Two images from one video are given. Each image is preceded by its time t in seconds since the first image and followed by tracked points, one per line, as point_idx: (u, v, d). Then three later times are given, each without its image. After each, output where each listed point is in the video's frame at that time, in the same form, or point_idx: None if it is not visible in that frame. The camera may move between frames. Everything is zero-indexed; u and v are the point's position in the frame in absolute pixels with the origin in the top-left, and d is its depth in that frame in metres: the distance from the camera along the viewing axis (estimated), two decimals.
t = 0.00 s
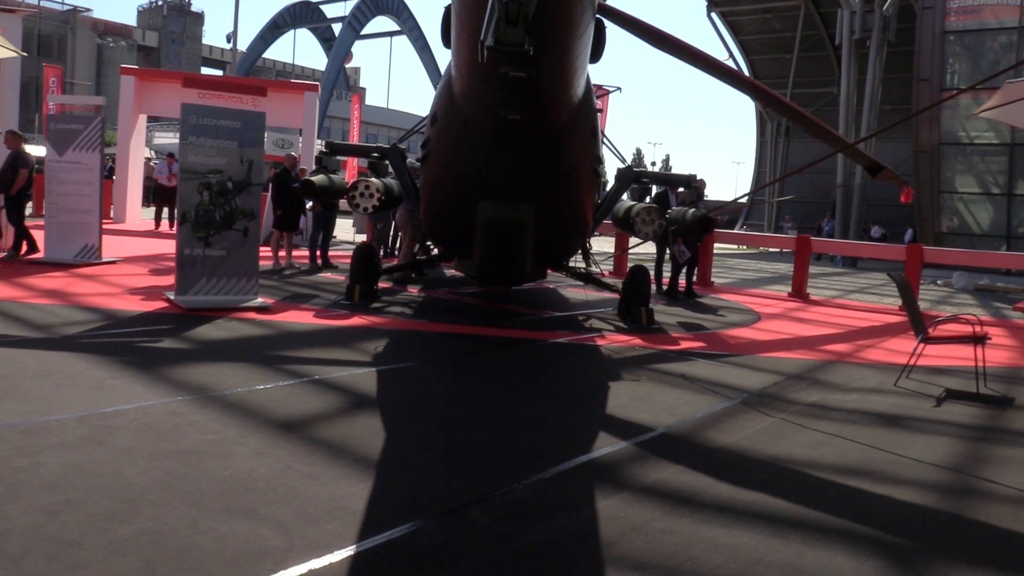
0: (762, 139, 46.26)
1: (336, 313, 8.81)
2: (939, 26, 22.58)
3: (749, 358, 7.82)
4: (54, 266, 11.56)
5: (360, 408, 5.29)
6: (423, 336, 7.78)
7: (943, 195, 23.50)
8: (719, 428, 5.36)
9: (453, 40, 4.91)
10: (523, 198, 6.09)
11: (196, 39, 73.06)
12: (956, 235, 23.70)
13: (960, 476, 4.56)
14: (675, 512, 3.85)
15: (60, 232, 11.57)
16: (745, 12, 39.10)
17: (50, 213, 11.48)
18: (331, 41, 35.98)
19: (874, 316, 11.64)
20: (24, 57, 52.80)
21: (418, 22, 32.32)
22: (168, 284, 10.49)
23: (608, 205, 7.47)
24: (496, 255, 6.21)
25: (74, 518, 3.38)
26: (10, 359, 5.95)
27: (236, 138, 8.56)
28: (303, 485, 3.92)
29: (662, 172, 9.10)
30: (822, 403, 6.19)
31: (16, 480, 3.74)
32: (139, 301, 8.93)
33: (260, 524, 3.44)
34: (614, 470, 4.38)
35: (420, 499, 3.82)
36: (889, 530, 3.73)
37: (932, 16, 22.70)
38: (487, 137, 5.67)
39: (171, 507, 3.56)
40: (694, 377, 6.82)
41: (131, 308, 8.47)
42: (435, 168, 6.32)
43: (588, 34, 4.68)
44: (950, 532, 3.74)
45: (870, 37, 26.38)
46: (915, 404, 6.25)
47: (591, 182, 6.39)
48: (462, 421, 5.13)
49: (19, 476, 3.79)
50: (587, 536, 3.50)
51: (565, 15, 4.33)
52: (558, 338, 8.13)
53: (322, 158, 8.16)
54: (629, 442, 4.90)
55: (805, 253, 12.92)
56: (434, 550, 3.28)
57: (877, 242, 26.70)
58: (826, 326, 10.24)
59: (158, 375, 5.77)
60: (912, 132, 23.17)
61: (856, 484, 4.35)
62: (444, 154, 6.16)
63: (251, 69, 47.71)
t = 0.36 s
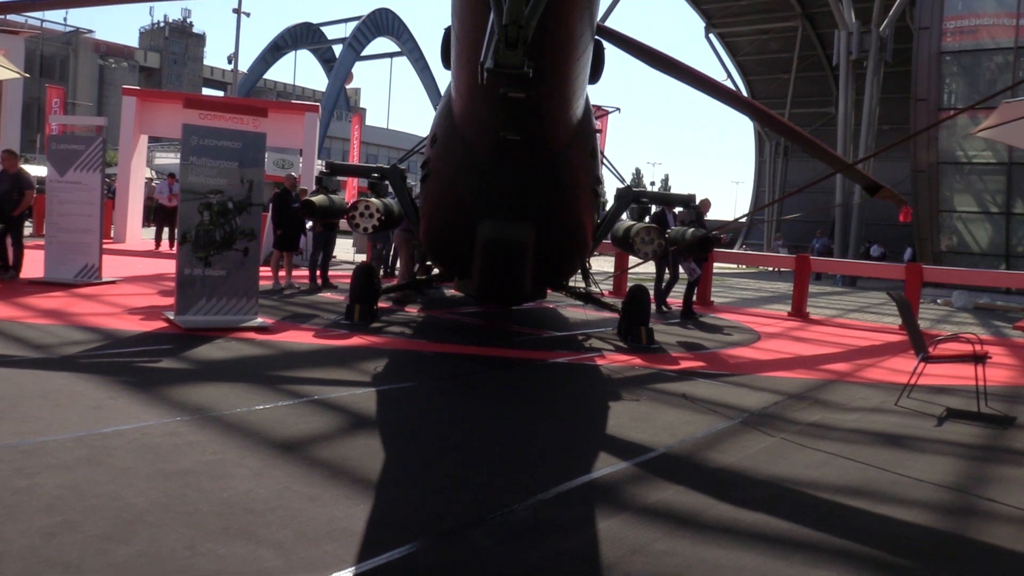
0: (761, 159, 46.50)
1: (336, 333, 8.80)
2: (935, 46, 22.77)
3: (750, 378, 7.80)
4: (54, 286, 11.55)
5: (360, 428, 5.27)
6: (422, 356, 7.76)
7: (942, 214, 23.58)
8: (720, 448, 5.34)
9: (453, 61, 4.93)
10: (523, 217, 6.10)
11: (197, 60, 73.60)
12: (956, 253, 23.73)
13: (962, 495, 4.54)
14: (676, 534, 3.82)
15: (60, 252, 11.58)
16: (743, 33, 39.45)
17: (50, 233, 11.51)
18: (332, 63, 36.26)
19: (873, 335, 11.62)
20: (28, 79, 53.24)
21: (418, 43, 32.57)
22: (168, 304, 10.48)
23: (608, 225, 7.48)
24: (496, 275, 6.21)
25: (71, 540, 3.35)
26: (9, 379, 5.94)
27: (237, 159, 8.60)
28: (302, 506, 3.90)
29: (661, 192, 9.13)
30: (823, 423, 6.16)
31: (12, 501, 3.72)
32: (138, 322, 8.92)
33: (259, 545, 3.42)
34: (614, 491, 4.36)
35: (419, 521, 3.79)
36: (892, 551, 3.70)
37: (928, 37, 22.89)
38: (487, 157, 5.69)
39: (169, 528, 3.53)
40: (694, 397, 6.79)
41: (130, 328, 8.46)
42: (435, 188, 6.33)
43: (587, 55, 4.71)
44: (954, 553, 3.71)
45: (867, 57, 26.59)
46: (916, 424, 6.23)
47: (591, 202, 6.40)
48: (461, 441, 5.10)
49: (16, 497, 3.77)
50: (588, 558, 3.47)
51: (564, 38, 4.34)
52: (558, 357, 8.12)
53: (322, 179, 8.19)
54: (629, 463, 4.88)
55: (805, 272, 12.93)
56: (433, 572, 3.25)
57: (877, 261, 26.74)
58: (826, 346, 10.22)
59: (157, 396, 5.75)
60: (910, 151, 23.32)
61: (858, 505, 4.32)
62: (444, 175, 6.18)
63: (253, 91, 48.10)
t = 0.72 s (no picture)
0: (760, 180, 46.71)
1: (335, 354, 8.78)
2: (932, 68, 22.97)
3: (750, 399, 7.78)
4: (54, 307, 11.55)
5: (359, 450, 5.25)
6: (422, 378, 7.75)
7: (940, 235, 23.65)
8: (720, 469, 5.31)
9: (452, 84, 4.95)
10: (523, 238, 6.12)
11: (198, 82, 74.17)
12: (955, 274, 23.75)
13: (964, 517, 4.51)
14: (677, 556, 3.79)
15: (60, 273, 11.59)
16: (741, 56, 39.81)
17: (50, 254, 11.53)
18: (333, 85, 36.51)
19: (873, 356, 11.61)
20: (30, 101, 53.59)
21: (418, 66, 32.81)
22: (167, 326, 10.47)
23: (608, 246, 7.49)
24: (495, 296, 6.22)
25: (69, 563, 3.33)
26: (8, 401, 5.92)
27: (237, 181, 8.65)
28: (301, 528, 3.87)
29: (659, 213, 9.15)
30: (823, 444, 6.14)
31: (11, 524, 3.70)
32: (138, 343, 8.90)
33: (257, 569, 3.39)
34: (615, 514, 4.33)
35: (418, 543, 3.77)
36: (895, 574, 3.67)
37: (925, 59, 23.09)
38: (487, 179, 5.71)
39: (168, 551, 3.51)
40: (694, 418, 6.77)
41: (130, 350, 8.44)
42: (435, 210, 6.36)
43: (587, 77, 4.74)
44: None
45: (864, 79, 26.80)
46: (917, 445, 6.19)
47: (590, 223, 6.43)
48: (461, 463, 5.07)
49: (15, 519, 3.75)
50: None
51: (562, 61, 4.38)
52: (558, 379, 8.11)
53: (322, 201, 8.22)
54: (630, 485, 4.86)
55: (805, 293, 12.94)
56: None
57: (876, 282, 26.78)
58: (826, 367, 10.20)
59: (156, 418, 5.73)
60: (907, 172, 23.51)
61: (859, 526, 4.30)
62: (444, 197, 6.20)
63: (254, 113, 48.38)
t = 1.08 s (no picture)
0: (759, 202, 46.88)
1: (335, 377, 8.75)
2: (928, 90, 23.17)
3: (751, 422, 7.74)
4: (53, 330, 11.52)
5: (359, 474, 5.21)
6: (422, 401, 7.72)
7: (940, 257, 23.70)
8: (721, 493, 5.28)
9: (452, 108, 4.98)
10: (522, 261, 6.12)
11: (200, 106, 74.70)
12: (955, 295, 23.76)
13: (967, 540, 4.48)
14: None
15: (59, 296, 11.59)
16: (738, 79, 40.16)
17: (50, 276, 11.53)
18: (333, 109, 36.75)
19: (874, 378, 11.57)
20: (32, 124, 53.94)
21: (418, 89, 33.05)
22: (167, 349, 10.45)
23: (607, 268, 7.50)
24: (495, 319, 6.20)
25: None
26: (6, 424, 5.89)
27: (238, 204, 8.69)
28: (299, 553, 3.83)
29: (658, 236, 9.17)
30: (825, 467, 6.11)
31: (7, 548, 3.66)
32: (136, 366, 8.87)
33: None
34: (616, 538, 4.29)
35: (417, 568, 3.73)
36: None
37: (921, 81, 23.23)
38: (487, 202, 5.72)
39: None
40: (695, 441, 6.74)
41: (128, 373, 8.40)
42: (434, 233, 6.36)
43: (586, 100, 4.76)
44: None
45: (862, 102, 27.00)
46: (919, 467, 6.17)
47: (590, 245, 6.43)
48: (460, 488, 5.03)
49: (10, 544, 3.72)
50: None
51: (562, 84, 4.39)
52: (557, 402, 8.08)
53: (322, 223, 8.24)
54: (631, 508, 4.82)
55: (804, 315, 12.93)
56: None
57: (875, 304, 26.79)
58: (827, 389, 10.17)
59: (154, 441, 5.70)
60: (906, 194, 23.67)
61: (863, 550, 4.26)
62: (443, 221, 6.20)
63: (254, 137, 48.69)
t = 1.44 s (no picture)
0: (757, 225, 47.06)
1: (334, 400, 8.72)
2: (925, 113, 23.36)
3: (753, 445, 7.71)
4: (52, 353, 11.50)
5: (357, 498, 5.18)
6: (421, 424, 7.69)
7: (939, 278, 23.75)
8: (722, 516, 5.24)
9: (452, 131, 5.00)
10: (523, 283, 6.13)
11: (201, 129, 75.18)
12: (954, 316, 23.78)
13: (971, 564, 4.44)
14: None
15: (59, 319, 11.59)
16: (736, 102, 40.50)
17: (50, 299, 11.55)
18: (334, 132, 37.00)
19: (875, 400, 11.53)
20: (33, 148, 54.27)
21: (418, 113, 33.29)
22: (166, 372, 10.42)
23: (607, 291, 7.50)
24: (495, 342, 6.20)
25: None
26: (3, 447, 5.86)
27: (238, 227, 8.72)
28: None
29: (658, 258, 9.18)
30: (826, 490, 6.07)
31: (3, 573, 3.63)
32: (135, 389, 8.84)
33: None
34: (616, 563, 4.25)
35: None
36: None
37: (918, 105, 23.58)
38: (486, 225, 5.74)
39: None
40: (696, 464, 6.70)
41: (127, 396, 8.37)
42: (435, 256, 6.37)
43: (586, 123, 4.80)
44: None
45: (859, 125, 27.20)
46: (922, 490, 6.13)
47: (590, 268, 6.45)
48: (459, 512, 4.99)
49: (6, 569, 3.68)
50: None
51: (561, 108, 4.43)
52: (558, 425, 8.04)
53: (322, 246, 8.25)
54: (631, 532, 4.79)
55: (804, 338, 12.92)
56: None
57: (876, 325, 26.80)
58: (828, 411, 10.13)
59: (152, 465, 5.67)
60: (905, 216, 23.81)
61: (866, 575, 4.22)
62: (444, 243, 6.21)
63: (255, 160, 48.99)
